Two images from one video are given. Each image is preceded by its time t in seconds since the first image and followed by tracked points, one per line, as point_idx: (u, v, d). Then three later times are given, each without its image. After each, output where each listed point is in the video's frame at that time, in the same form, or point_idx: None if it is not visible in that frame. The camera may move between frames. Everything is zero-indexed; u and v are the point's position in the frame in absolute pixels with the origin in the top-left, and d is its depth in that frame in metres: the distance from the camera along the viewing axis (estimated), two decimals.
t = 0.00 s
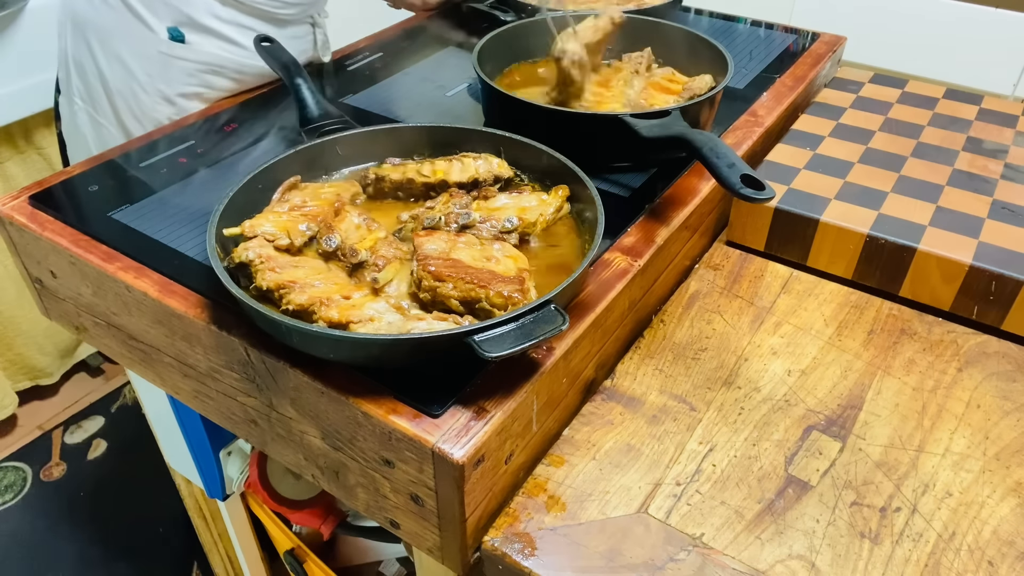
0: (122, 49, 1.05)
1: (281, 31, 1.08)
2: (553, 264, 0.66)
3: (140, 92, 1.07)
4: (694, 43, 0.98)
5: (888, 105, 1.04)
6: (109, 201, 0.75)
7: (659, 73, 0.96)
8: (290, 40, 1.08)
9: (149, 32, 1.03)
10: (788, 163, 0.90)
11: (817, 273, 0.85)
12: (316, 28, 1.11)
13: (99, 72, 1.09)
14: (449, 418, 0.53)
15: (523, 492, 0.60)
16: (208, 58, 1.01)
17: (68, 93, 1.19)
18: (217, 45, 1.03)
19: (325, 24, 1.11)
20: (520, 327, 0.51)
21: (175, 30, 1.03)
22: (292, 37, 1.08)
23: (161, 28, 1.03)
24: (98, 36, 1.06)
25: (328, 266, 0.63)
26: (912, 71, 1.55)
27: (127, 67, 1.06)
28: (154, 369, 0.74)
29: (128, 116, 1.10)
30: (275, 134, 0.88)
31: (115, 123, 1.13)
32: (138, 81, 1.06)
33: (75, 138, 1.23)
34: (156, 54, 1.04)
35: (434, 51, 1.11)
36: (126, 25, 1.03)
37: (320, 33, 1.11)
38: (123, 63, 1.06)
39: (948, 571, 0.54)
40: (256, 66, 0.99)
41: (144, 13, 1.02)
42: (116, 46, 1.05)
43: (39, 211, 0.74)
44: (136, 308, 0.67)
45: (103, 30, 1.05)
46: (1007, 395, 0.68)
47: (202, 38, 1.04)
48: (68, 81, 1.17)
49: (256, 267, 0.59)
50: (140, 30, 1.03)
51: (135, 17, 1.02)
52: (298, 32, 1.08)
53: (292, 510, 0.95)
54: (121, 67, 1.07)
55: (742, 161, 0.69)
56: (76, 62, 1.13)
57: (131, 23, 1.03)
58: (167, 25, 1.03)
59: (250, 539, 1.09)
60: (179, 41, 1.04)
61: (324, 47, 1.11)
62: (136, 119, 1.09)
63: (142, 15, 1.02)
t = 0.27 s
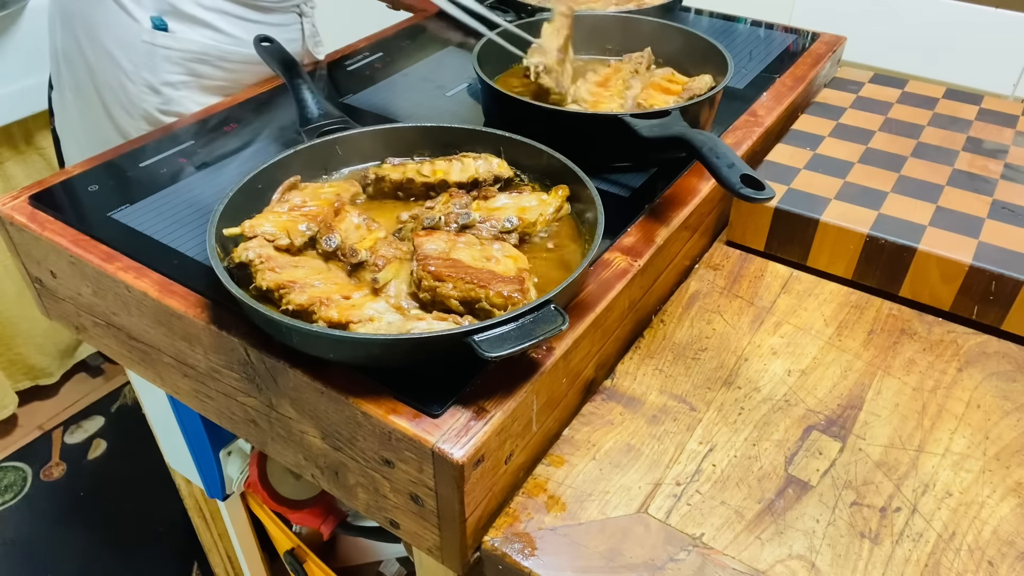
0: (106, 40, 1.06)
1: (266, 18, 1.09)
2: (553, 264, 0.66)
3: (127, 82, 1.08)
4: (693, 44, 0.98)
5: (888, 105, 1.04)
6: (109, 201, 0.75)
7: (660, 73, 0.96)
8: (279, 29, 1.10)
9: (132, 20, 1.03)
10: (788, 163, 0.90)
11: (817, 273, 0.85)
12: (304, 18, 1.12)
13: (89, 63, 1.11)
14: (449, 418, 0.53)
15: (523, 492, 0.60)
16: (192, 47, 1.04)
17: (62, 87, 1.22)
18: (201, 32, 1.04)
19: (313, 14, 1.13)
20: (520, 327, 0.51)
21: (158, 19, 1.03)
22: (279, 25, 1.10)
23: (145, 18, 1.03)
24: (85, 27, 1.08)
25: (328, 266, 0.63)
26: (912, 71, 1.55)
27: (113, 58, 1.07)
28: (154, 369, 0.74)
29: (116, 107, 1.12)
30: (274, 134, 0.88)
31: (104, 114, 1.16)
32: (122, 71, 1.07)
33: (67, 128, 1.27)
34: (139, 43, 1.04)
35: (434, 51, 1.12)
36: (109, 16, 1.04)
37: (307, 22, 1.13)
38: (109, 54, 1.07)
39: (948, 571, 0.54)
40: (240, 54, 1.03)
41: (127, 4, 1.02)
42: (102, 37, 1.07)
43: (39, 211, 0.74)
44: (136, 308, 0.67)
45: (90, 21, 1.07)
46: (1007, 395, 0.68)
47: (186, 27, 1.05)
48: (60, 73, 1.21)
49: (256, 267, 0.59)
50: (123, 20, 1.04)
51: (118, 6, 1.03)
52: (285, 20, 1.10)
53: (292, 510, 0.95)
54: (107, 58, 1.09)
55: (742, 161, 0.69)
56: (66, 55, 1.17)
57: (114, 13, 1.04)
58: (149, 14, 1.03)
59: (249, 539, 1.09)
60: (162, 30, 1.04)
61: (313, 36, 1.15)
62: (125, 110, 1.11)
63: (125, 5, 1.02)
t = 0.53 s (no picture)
0: (97, 34, 1.08)
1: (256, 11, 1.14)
2: (553, 264, 0.66)
3: (118, 76, 1.10)
4: (693, 44, 0.98)
5: (889, 105, 1.04)
6: (109, 200, 0.75)
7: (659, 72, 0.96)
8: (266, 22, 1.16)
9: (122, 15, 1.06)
10: (788, 164, 0.90)
11: (817, 273, 0.85)
12: (295, 13, 1.19)
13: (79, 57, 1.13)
14: (450, 418, 0.53)
15: (523, 492, 0.60)
16: (183, 41, 1.09)
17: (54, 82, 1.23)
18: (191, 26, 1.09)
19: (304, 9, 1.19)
20: (520, 327, 0.51)
21: (148, 13, 1.07)
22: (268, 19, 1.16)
23: (134, 12, 1.06)
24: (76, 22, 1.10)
25: (328, 266, 0.63)
26: (912, 71, 1.55)
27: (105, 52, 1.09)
28: (154, 369, 0.73)
29: (109, 101, 1.13)
30: (273, 133, 0.88)
31: (97, 108, 1.16)
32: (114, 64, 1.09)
33: (59, 125, 1.27)
34: (129, 36, 1.07)
35: (434, 51, 1.12)
36: (101, 10, 1.07)
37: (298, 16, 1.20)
38: (100, 47, 1.09)
39: (948, 571, 0.54)
40: (231, 47, 1.11)
41: None
42: (93, 31, 1.08)
43: (39, 211, 0.74)
44: (136, 308, 0.67)
45: (81, 17, 1.09)
46: (1007, 395, 0.68)
47: (176, 22, 1.09)
48: (53, 69, 1.22)
49: (256, 267, 0.59)
50: (113, 13, 1.06)
51: None
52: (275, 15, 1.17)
53: (292, 510, 0.95)
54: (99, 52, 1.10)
55: (742, 161, 0.69)
56: (59, 50, 1.17)
57: (104, 6, 1.06)
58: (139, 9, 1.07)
59: (249, 539, 1.09)
60: (152, 23, 1.07)
61: (304, 31, 1.22)
62: (116, 103, 1.13)
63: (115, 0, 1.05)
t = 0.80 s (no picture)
0: (94, 30, 1.08)
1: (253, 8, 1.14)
2: (553, 264, 0.66)
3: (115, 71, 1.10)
4: (693, 44, 0.98)
5: (888, 105, 1.04)
6: (109, 200, 0.75)
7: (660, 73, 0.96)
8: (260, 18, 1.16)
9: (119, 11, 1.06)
10: (788, 164, 0.90)
11: (817, 273, 0.85)
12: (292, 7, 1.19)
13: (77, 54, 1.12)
14: (450, 418, 0.53)
15: (523, 492, 0.60)
16: (179, 36, 1.09)
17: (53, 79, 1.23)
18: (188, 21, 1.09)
19: (300, 4, 1.20)
20: (520, 327, 0.51)
21: (143, 7, 1.06)
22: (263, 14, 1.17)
23: (129, 7, 1.05)
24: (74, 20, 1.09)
25: (328, 266, 0.63)
26: (912, 71, 1.55)
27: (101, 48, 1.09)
28: (154, 369, 0.73)
29: (107, 97, 1.13)
30: (273, 133, 0.88)
31: (94, 105, 1.16)
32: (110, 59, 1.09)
33: (58, 121, 1.26)
34: (125, 31, 1.06)
35: (433, 51, 1.12)
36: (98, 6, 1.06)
37: (294, 11, 1.20)
38: (97, 44, 1.09)
39: (948, 571, 0.54)
40: (226, 42, 1.12)
41: None
42: (90, 26, 1.08)
43: (39, 211, 0.74)
44: (136, 308, 0.67)
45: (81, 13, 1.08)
46: (1007, 395, 0.68)
47: (172, 16, 1.08)
48: (52, 65, 1.21)
49: (256, 267, 0.59)
50: (109, 9, 1.05)
51: None
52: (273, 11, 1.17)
53: (292, 510, 0.95)
54: (97, 48, 1.10)
55: (742, 161, 0.69)
56: (57, 47, 1.17)
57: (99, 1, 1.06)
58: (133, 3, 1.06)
59: (250, 540, 1.09)
60: (148, 19, 1.07)
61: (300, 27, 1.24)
62: (113, 98, 1.12)
63: None
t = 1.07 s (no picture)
0: (103, 31, 1.09)
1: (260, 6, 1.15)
2: (553, 264, 0.66)
3: (124, 72, 1.11)
4: (693, 44, 0.98)
5: (888, 105, 1.04)
6: (109, 200, 0.75)
7: (660, 74, 0.96)
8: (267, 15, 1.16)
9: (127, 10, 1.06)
10: (788, 164, 0.90)
11: (817, 273, 0.85)
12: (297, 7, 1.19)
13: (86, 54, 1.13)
14: (449, 418, 0.53)
15: (523, 492, 0.60)
16: (188, 36, 1.08)
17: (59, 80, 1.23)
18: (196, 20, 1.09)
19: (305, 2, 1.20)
20: (520, 327, 0.51)
21: (152, 8, 1.06)
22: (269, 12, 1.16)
23: (138, 7, 1.06)
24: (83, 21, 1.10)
25: (328, 266, 0.63)
26: (912, 71, 1.55)
27: (111, 49, 1.10)
28: (154, 369, 0.73)
29: (115, 97, 1.14)
30: (274, 133, 0.88)
31: (104, 106, 1.17)
32: (120, 59, 1.10)
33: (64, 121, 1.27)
34: (134, 31, 1.07)
35: (434, 51, 1.12)
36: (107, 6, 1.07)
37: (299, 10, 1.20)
38: (106, 44, 1.10)
39: (948, 571, 0.54)
40: (234, 41, 1.12)
41: None
42: (100, 28, 1.09)
43: (39, 211, 0.74)
44: (136, 308, 0.67)
45: (90, 14, 1.09)
46: (1007, 395, 0.68)
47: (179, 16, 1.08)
48: (58, 66, 1.21)
49: (256, 267, 0.59)
50: (118, 9, 1.06)
51: None
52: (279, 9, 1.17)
53: (292, 510, 0.95)
54: (106, 49, 1.10)
55: (742, 161, 0.69)
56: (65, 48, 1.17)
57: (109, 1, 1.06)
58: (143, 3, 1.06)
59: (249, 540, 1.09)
60: (157, 19, 1.07)
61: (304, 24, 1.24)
62: (122, 99, 1.13)
63: None
